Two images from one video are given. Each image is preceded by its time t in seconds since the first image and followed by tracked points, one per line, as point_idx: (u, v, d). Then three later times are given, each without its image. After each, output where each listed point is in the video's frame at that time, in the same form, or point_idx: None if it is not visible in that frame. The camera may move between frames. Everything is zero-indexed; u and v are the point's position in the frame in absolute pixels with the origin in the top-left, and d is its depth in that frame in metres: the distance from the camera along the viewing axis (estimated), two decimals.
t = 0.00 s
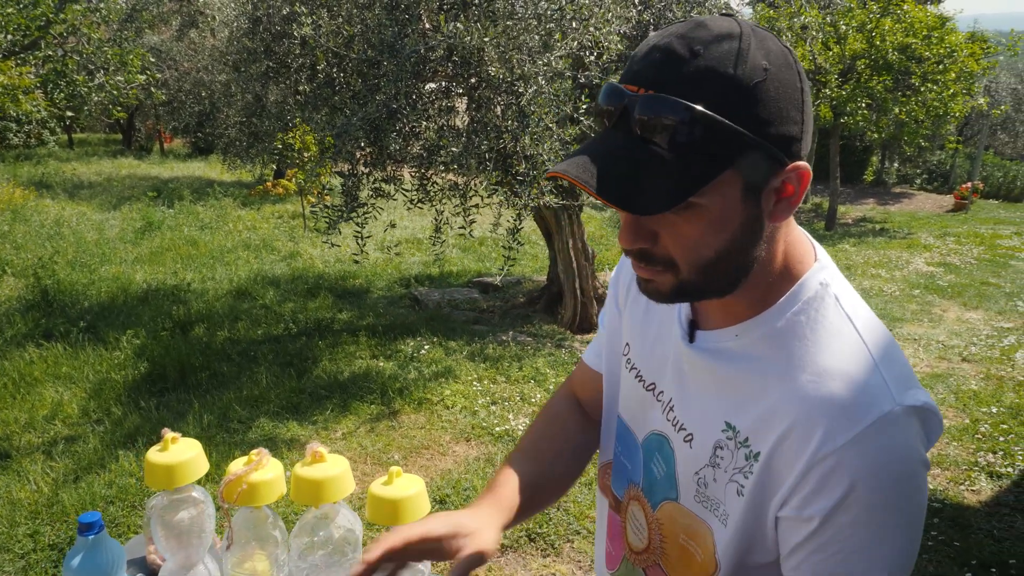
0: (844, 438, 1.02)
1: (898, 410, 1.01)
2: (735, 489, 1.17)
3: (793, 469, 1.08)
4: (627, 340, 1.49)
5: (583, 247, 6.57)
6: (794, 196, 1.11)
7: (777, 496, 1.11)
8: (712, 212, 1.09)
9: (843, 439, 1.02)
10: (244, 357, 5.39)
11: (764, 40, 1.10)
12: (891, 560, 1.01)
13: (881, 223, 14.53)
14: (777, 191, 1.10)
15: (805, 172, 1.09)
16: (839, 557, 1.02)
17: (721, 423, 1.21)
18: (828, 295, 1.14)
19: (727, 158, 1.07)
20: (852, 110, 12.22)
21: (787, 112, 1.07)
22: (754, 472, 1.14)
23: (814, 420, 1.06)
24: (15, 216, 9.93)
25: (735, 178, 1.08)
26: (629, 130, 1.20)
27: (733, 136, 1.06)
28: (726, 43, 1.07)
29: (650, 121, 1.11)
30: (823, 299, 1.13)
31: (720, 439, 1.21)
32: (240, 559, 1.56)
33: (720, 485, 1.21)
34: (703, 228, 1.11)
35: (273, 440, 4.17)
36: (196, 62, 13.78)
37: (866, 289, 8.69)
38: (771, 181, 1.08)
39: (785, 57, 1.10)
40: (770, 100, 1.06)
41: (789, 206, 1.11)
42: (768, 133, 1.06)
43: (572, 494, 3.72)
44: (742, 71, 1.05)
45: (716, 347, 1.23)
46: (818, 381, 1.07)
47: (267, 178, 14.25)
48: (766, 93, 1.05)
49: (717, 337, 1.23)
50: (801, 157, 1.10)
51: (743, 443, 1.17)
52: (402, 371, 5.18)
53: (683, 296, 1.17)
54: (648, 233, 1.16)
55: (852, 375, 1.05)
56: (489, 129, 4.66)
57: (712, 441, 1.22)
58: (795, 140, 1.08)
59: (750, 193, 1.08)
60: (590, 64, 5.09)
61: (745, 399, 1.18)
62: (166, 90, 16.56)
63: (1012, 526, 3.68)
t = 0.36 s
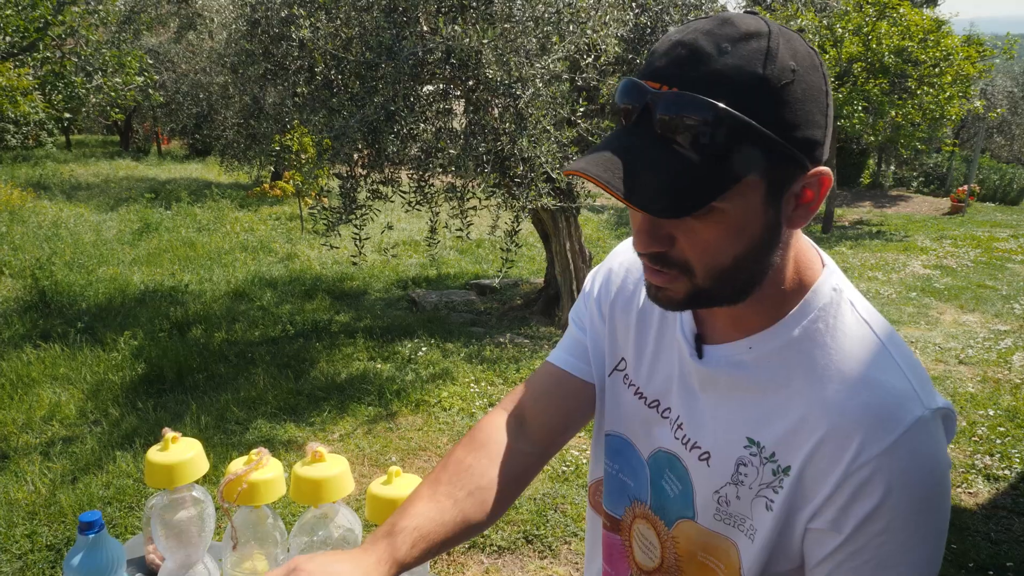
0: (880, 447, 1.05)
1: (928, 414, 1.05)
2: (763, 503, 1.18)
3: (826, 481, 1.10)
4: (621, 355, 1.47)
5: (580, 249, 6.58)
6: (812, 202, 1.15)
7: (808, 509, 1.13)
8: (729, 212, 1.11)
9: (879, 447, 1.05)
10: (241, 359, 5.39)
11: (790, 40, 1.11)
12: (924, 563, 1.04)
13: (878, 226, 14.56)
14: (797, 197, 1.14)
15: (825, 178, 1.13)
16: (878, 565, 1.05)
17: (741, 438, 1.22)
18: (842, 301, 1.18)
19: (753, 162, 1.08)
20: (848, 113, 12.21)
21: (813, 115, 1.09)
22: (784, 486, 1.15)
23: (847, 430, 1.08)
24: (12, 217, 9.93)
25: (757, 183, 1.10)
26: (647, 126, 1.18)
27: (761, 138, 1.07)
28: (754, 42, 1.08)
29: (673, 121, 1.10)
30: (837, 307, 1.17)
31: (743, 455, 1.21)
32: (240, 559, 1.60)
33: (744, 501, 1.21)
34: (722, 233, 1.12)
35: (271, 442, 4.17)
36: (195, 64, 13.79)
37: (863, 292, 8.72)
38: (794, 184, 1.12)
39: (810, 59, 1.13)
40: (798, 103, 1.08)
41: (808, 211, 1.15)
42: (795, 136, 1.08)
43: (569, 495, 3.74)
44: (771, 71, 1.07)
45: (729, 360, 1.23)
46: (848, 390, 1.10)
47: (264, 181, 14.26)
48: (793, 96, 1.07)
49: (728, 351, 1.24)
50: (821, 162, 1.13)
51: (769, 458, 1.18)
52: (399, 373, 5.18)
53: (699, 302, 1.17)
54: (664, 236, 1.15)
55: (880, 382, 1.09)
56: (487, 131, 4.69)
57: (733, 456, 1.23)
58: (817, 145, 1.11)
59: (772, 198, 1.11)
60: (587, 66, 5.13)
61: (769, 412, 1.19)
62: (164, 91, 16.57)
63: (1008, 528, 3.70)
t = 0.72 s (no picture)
0: (884, 443, 1.06)
1: (933, 413, 1.06)
2: (767, 501, 1.19)
3: (832, 476, 1.11)
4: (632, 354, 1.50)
5: (582, 256, 6.60)
6: (824, 194, 1.16)
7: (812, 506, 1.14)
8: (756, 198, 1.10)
9: (883, 444, 1.06)
10: (243, 364, 5.41)
11: (800, 40, 1.14)
12: (929, 563, 1.05)
13: (881, 234, 14.56)
14: (810, 189, 1.14)
15: (836, 169, 1.15)
16: (882, 562, 1.05)
17: (748, 434, 1.22)
18: (849, 301, 1.20)
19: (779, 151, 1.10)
20: (850, 120, 12.22)
21: (825, 109, 1.12)
22: (789, 482, 1.16)
23: (852, 426, 1.09)
24: (17, 222, 9.96)
25: (779, 173, 1.11)
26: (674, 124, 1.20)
27: (781, 129, 1.09)
28: (769, 41, 1.11)
29: (695, 118, 1.13)
30: (843, 307, 1.19)
31: (748, 451, 1.22)
32: (242, 562, 1.63)
33: (748, 498, 1.22)
34: (746, 226, 1.12)
35: (273, 447, 4.17)
36: (199, 70, 13.86)
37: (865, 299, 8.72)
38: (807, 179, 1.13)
39: (818, 58, 1.16)
40: (812, 95, 1.10)
41: (821, 203, 1.16)
42: (810, 129, 1.10)
43: (570, 502, 3.74)
44: (788, 68, 1.10)
45: (737, 358, 1.25)
46: (854, 387, 1.11)
47: (267, 186, 14.31)
48: (806, 90, 1.10)
49: (736, 348, 1.25)
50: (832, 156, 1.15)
51: (774, 454, 1.18)
52: (401, 379, 5.19)
53: (721, 298, 1.17)
54: (689, 233, 1.15)
55: (885, 380, 1.09)
56: (489, 138, 4.70)
57: (738, 453, 1.23)
58: (829, 138, 1.13)
59: (791, 191, 1.12)
60: (589, 73, 5.17)
61: (775, 408, 1.19)
62: (168, 97, 16.64)
63: (1010, 537, 3.69)
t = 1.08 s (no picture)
0: (865, 423, 1.06)
1: (915, 393, 1.06)
2: (757, 485, 1.20)
3: (818, 459, 1.11)
4: (637, 356, 1.54)
5: (582, 263, 6.61)
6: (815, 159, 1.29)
7: (801, 488, 1.14)
8: (799, 151, 1.20)
9: (863, 424, 1.06)
10: (244, 371, 5.42)
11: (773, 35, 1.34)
12: (915, 544, 1.04)
13: (880, 241, 14.58)
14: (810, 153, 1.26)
15: (822, 140, 1.29)
16: (867, 543, 1.05)
17: (738, 420, 1.23)
18: (836, 292, 1.20)
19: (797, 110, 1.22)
20: (850, 128, 12.28)
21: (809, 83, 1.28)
22: (777, 466, 1.16)
23: (836, 408, 1.09)
24: (18, 230, 9.99)
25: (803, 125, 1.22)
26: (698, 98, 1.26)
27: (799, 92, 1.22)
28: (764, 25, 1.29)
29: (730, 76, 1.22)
30: (830, 295, 1.20)
31: (739, 437, 1.23)
32: (240, 567, 1.64)
33: (739, 484, 1.23)
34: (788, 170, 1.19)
35: (272, 454, 4.17)
36: (200, 79, 13.91)
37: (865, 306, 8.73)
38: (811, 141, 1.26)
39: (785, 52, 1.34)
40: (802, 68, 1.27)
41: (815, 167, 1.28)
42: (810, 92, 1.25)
43: (569, 508, 3.74)
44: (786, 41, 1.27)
45: (729, 347, 1.26)
46: (841, 368, 1.12)
47: (268, 194, 14.33)
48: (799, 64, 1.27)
49: (728, 339, 1.27)
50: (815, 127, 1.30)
51: (762, 438, 1.19)
52: (401, 386, 5.20)
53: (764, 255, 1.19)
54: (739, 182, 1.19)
55: (869, 362, 1.10)
56: (489, 146, 4.71)
57: (730, 439, 1.24)
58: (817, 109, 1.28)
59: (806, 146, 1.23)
60: (588, 81, 5.21)
61: (764, 393, 1.20)
62: (170, 106, 16.70)
63: (1008, 543, 3.69)
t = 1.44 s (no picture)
0: (836, 421, 1.07)
1: (885, 392, 1.07)
2: (734, 481, 1.21)
3: (791, 455, 1.13)
4: (625, 354, 1.56)
5: (577, 265, 6.62)
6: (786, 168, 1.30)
7: (776, 484, 1.16)
8: (767, 163, 1.21)
9: (835, 422, 1.07)
10: (240, 374, 5.42)
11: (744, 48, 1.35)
12: (887, 538, 1.05)
13: (875, 242, 14.63)
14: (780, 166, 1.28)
15: (794, 148, 1.30)
16: (838, 538, 1.06)
17: (717, 417, 1.25)
18: (811, 293, 1.22)
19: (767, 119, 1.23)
20: (844, 131, 12.33)
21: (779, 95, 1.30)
22: (752, 462, 1.18)
23: (808, 406, 1.11)
24: (12, 233, 9.96)
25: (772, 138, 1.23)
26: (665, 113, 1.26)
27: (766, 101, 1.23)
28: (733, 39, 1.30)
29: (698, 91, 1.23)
30: (805, 295, 1.21)
31: (718, 434, 1.25)
32: (237, 566, 1.65)
33: (718, 479, 1.25)
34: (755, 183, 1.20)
35: (268, 457, 4.17)
36: (195, 82, 13.89)
37: (859, 307, 8.77)
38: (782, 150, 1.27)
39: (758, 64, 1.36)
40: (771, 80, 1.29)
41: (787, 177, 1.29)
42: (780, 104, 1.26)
43: (565, 509, 3.75)
44: (753, 54, 1.29)
45: (710, 347, 1.28)
46: (813, 368, 1.13)
47: (264, 197, 14.32)
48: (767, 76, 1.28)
49: (709, 339, 1.29)
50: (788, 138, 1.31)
51: (739, 435, 1.21)
52: (396, 388, 5.20)
53: (734, 265, 1.21)
54: (707, 195, 1.20)
55: (842, 362, 1.11)
56: (484, 148, 4.72)
57: (709, 435, 1.26)
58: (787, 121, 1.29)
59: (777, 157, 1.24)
60: (583, 84, 5.23)
61: (741, 391, 1.22)
62: (165, 109, 16.68)
63: (1000, 541, 3.71)
